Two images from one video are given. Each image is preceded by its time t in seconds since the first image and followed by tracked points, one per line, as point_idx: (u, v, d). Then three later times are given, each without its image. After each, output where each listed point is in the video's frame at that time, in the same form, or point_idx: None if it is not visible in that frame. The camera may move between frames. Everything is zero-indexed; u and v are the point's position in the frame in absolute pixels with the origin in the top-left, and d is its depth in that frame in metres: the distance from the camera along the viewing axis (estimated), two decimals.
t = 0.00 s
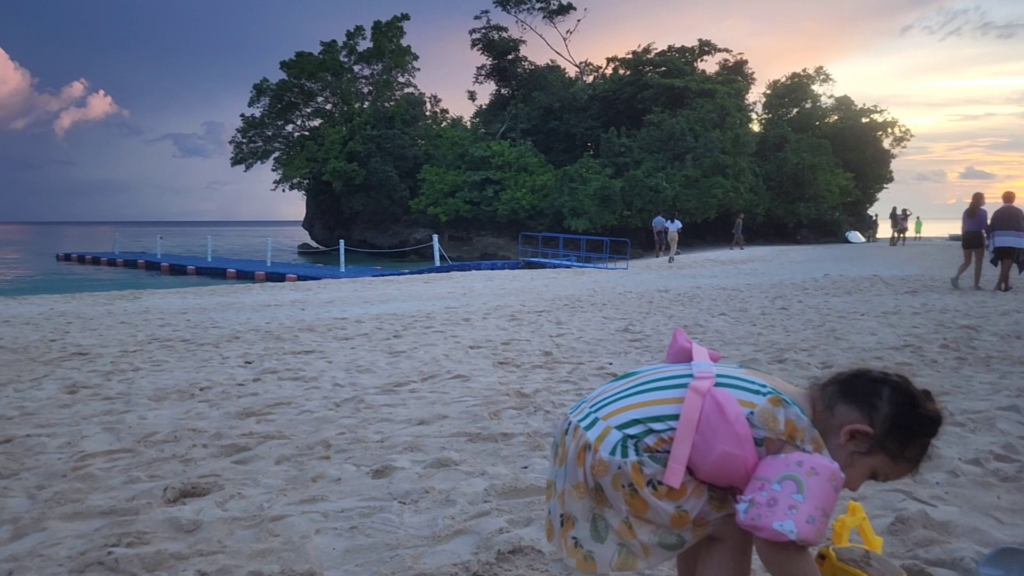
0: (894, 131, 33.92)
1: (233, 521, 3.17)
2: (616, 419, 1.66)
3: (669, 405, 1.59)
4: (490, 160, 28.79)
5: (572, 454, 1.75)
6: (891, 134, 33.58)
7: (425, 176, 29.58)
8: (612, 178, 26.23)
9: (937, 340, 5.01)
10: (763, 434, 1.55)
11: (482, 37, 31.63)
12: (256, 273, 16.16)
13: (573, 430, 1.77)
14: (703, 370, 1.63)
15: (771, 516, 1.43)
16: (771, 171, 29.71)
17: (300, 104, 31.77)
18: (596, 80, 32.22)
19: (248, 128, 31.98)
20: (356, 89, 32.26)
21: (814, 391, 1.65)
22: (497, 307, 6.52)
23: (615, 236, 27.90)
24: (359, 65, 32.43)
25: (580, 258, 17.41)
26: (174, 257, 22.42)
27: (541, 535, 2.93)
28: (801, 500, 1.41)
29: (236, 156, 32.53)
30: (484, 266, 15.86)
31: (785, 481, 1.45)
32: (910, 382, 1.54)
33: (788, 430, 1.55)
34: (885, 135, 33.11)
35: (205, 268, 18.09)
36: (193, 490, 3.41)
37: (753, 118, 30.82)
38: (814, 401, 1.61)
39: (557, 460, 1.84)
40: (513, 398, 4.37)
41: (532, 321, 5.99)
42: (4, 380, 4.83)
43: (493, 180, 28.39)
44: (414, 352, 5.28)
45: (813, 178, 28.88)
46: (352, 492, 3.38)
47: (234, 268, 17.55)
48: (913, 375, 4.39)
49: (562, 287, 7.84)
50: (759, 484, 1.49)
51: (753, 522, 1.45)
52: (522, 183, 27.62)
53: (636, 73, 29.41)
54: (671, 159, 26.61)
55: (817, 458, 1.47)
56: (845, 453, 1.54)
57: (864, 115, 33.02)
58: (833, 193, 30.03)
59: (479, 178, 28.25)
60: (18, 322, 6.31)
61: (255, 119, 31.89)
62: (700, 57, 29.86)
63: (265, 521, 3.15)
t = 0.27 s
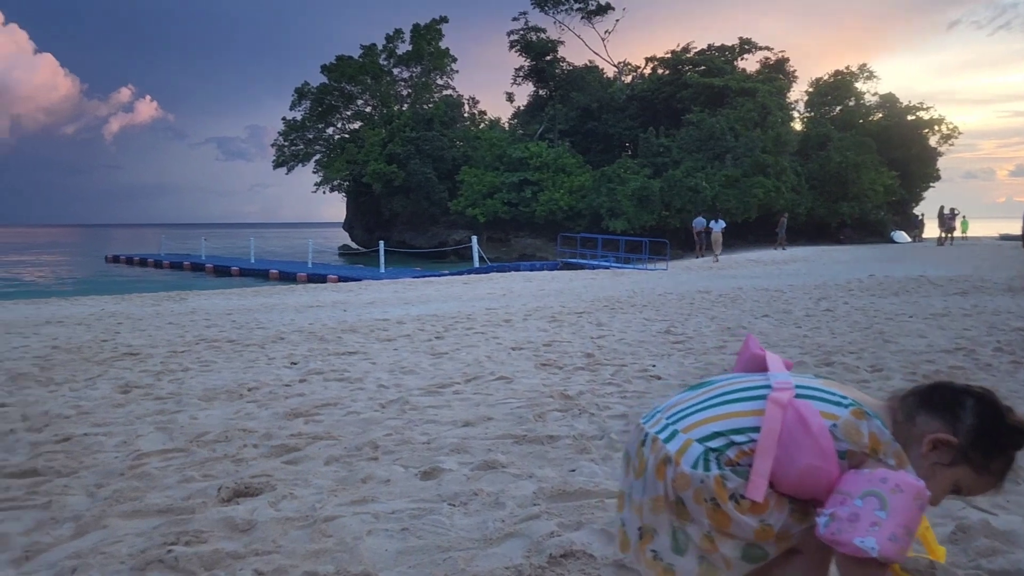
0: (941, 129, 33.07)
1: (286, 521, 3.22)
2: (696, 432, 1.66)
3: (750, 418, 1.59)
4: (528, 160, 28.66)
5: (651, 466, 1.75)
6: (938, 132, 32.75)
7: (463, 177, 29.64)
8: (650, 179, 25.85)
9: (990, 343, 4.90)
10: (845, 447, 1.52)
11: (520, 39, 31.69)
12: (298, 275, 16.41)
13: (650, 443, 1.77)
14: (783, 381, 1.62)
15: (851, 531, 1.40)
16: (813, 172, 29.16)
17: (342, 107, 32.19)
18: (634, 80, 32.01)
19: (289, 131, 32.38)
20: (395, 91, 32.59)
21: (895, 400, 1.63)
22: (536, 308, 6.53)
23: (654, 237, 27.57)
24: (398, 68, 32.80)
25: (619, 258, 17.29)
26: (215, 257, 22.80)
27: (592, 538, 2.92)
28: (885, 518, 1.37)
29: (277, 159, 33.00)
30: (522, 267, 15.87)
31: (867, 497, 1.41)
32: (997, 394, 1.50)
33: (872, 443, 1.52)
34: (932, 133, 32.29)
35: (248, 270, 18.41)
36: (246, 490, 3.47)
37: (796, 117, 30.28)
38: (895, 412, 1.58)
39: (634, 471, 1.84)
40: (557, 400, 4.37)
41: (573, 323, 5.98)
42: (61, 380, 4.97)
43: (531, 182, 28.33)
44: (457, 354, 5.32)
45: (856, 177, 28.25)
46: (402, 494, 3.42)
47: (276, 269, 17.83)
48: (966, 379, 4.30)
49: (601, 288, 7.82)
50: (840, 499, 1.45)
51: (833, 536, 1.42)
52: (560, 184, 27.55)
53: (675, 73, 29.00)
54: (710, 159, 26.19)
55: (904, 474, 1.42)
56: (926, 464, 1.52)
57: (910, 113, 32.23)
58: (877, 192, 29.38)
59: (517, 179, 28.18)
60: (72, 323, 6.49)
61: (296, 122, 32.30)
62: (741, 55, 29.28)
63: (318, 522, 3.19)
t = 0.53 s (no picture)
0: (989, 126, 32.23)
1: (340, 520, 3.26)
2: (793, 448, 1.53)
3: (848, 433, 1.46)
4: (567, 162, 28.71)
5: (745, 481, 1.63)
6: (988, 129, 31.88)
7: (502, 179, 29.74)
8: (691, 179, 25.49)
9: None
10: (948, 461, 1.40)
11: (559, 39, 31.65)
12: (340, 276, 16.67)
13: (743, 457, 1.65)
14: (879, 392, 1.49)
15: (949, 539, 1.29)
16: (862, 166, 28.41)
17: (383, 110, 32.67)
18: (674, 79, 31.66)
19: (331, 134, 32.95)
20: (435, 93, 32.94)
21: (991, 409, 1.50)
22: (577, 309, 6.55)
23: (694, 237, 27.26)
24: (438, 70, 33.02)
25: (659, 258, 17.15)
26: (257, 259, 23.19)
27: (646, 542, 2.90)
28: (989, 527, 1.26)
29: (319, 160, 33.52)
30: (561, 268, 15.86)
31: (968, 507, 1.30)
32: None
33: (975, 457, 1.40)
34: (981, 130, 31.44)
35: (290, 270, 18.75)
36: (299, 489, 3.53)
37: (840, 115, 29.70)
38: (988, 422, 1.45)
39: (723, 486, 1.72)
40: (603, 402, 4.36)
41: (614, 324, 5.96)
42: (115, 379, 5.12)
43: (570, 182, 28.26)
44: (499, 354, 5.36)
45: (902, 175, 27.58)
46: (452, 494, 3.45)
47: (319, 270, 18.15)
48: None
49: (641, 289, 7.80)
50: (940, 507, 1.34)
51: (929, 544, 1.32)
52: (599, 185, 27.49)
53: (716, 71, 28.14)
54: (752, 159, 25.51)
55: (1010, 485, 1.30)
56: None
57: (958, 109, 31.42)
58: (925, 190, 28.67)
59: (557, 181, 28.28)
60: (123, 323, 6.67)
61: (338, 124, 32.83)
62: (784, 53, 28.48)
63: (371, 522, 3.23)
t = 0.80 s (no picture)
0: None
1: (391, 520, 3.29)
2: (875, 442, 1.45)
3: (936, 433, 1.39)
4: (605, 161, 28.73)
5: (818, 469, 1.53)
6: None
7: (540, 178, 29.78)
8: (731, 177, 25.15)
9: None
10: None
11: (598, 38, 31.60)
12: (379, 276, 16.82)
13: (819, 445, 1.56)
14: (968, 400, 1.43)
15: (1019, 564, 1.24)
16: (905, 164, 27.98)
17: (421, 110, 32.97)
18: (713, 77, 31.30)
19: (371, 135, 33.40)
20: (474, 94, 33.20)
21: None
22: (618, 309, 6.52)
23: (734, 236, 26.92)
24: (476, 70, 33.23)
25: (699, 257, 16.99)
26: (298, 259, 23.53)
27: (698, 546, 2.88)
28: None
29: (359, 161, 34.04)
30: (600, 267, 15.83)
31: None
32: None
33: None
34: None
35: (331, 270, 19.01)
36: (350, 488, 3.57)
37: (884, 111, 29.08)
38: None
39: (791, 473, 1.63)
40: (648, 403, 4.35)
41: (656, 324, 5.92)
42: (165, 378, 5.23)
43: (608, 182, 28.31)
44: (541, 354, 5.37)
45: (949, 173, 26.89)
46: (501, 495, 3.46)
47: (358, 270, 18.35)
48: None
49: (681, 289, 7.76)
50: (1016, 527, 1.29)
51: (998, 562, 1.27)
52: (637, 184, 27.35)
53: (757, 68, 27.66)
54: (794, 157, 24.83)
55: None
56: None
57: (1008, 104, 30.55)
58: (974, 187, 27.91)
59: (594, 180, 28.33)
60: (171, 322, 6.82)
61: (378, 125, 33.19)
62: (826, 49, 27.90)
63: (422, 522, 3.26)
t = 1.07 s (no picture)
0: None
1: (439, 520, 3.31)
2: (940, 442, 1.38)
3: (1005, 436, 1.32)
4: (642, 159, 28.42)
5: (879, 468, 1.47)
6: None
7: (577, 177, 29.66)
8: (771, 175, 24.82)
9: None
10: None
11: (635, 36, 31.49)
12: (417, 275, 16.91)
13: (880, 443, 1.49)
14: None
15: None
16: (951, 160, 27.42)
17: (458, 110, 33.20)
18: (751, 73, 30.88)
19: (409, 135, 33.70)
20: (510, 93, 33.48)
21: None
22: (657, 308, 6.49)
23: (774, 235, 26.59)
24: (513, 70, 33.29)
25: (739, 256, 16.79)
26: (338, 259, 23.81)
27: (749, 551, 2.85)
28: None
29: (397, 161, 34.37)
30: (638, 267, 15.72)
31: None
32: None
33: None
34: None
35: (369, 270, 19.17)
36: (396, 488, 3.61)
37: (929, 106, 28.45)
38: None
39: (852, 472, 1.57)
40: (691, 404, 4.32)
41: (696, 324, 5.88)
42: (211, 376, 5.33)
43: (645, 180, 28.04)
44: (581, 354, 5.36)
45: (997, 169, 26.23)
46: (547, 496, 3.46)
47: (396, 270, 18.47)
48: None
49: (721, 288, 7.69)
50: None
51: None
52: (675, 182, 27.04)
53: (797, 64, 27.25)
54: (835, 154, 24.49)
55: None
56: None
57: None
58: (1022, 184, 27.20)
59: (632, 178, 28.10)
60: (215, 321, 6.94)
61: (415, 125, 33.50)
62: (869, 44, 27.35)
63: (469, 522, 3.27)
